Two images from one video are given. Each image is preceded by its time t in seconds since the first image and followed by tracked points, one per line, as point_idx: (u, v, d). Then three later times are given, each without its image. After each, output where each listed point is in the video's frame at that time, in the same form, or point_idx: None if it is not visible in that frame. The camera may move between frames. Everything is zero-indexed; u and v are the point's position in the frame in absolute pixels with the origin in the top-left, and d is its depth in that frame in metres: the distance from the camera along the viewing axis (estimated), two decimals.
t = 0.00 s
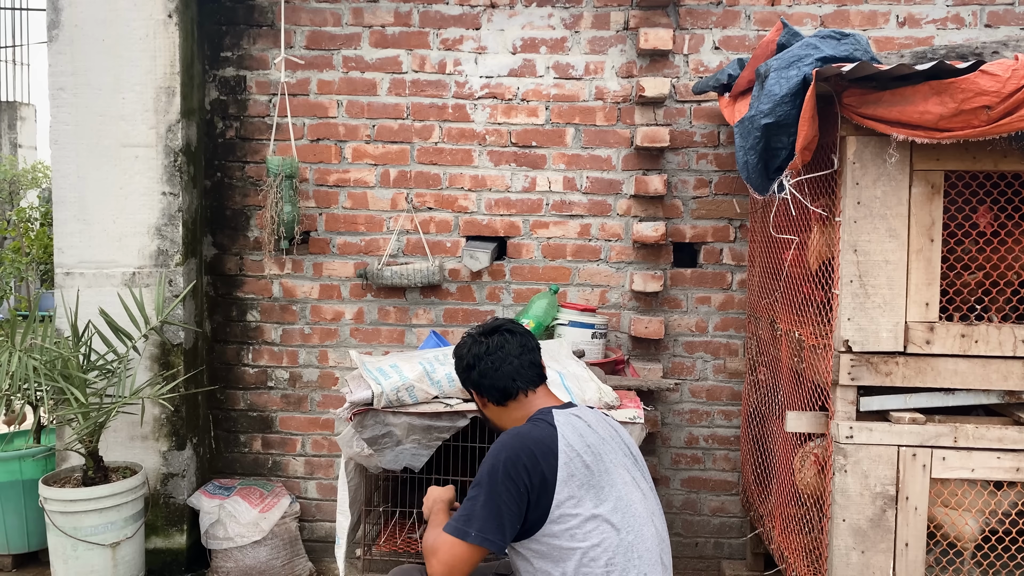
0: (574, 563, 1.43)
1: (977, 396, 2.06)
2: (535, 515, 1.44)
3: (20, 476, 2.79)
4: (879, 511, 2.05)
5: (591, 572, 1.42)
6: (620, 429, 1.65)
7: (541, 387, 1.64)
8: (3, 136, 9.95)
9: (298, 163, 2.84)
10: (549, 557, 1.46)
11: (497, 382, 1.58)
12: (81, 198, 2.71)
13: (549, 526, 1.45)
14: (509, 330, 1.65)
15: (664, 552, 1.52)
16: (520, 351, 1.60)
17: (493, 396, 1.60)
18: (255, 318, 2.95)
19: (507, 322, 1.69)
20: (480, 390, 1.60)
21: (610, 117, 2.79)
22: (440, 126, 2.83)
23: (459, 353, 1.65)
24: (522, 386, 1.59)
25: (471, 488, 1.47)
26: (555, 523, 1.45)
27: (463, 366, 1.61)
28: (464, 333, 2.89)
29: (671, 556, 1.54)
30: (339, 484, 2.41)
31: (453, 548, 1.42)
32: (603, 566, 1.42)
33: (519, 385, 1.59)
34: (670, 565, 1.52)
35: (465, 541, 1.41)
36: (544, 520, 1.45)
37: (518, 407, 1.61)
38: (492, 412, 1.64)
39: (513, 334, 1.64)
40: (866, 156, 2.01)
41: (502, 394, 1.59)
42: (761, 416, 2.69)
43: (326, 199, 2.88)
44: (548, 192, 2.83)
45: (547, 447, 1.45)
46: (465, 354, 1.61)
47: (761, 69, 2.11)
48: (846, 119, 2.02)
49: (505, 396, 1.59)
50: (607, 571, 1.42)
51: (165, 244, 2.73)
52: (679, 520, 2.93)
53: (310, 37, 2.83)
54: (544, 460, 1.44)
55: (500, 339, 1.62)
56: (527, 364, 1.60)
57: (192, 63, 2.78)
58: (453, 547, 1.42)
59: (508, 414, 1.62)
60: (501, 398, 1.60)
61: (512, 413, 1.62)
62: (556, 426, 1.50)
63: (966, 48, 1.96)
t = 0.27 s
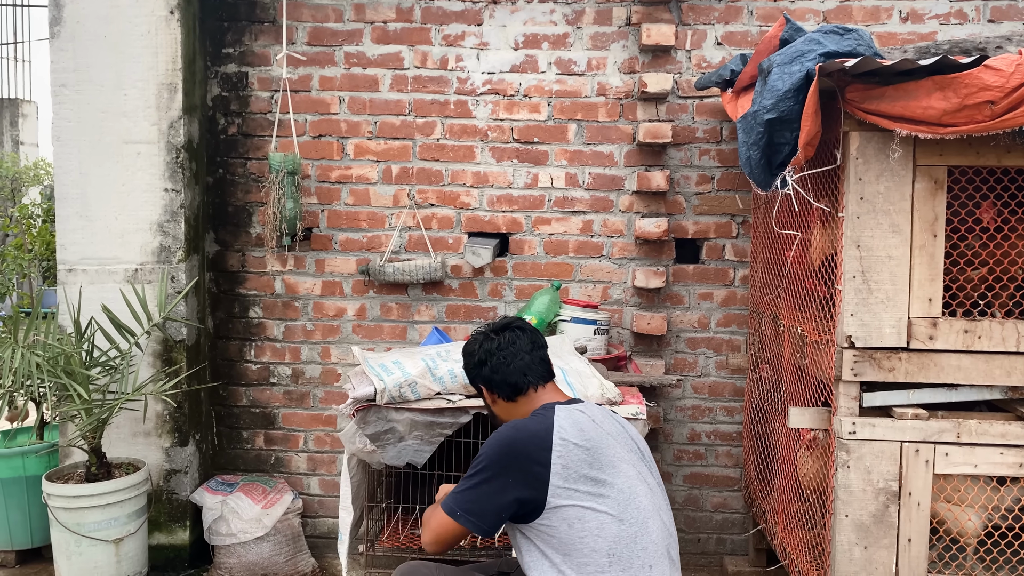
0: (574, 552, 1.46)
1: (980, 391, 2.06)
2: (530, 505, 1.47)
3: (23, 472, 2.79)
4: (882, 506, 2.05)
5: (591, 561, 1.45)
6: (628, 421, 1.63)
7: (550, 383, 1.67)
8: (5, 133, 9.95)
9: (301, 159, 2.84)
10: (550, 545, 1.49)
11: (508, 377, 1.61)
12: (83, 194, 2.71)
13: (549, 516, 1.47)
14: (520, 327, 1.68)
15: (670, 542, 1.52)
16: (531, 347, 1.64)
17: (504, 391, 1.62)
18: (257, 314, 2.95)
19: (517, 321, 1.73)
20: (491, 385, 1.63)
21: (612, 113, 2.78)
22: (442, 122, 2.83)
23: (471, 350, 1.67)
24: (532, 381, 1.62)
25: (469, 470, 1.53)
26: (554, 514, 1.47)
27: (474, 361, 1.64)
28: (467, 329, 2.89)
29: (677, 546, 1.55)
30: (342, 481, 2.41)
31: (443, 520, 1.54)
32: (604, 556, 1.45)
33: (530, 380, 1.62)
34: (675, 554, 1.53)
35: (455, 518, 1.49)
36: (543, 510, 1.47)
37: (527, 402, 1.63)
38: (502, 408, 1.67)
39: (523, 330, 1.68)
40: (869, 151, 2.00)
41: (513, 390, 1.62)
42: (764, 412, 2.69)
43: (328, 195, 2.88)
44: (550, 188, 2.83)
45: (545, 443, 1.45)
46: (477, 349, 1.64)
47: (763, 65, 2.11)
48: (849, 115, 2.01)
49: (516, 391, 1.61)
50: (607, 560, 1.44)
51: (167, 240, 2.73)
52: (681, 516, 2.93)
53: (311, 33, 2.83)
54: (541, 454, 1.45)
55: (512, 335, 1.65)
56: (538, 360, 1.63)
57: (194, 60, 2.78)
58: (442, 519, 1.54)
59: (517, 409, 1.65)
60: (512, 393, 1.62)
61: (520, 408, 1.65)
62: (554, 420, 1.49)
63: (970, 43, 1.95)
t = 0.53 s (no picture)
0: (564, 546, 1.49)
1: (985, 386, 2.05)
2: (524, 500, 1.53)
3: (27, 468, 2.79)
4: (885, 501, 2.05)
5: (580, 555, 1.48)
6: (628, 418, 1.62)
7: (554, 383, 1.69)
8: (7, 130, 9.96)
9: (303, 155, 2.84)
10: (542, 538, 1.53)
11: (512, 376, 1.62)
12: (85, 190, 2.71)
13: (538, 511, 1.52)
14: (523, 328, 1.71)
15: (670, 537, 1.50)
16: (535, 347, 1.66)
17: (507, 391, 1.64)
18: (260, 310, 2.95)
19: (520, 322, 1.75)
20: (495, 386, 1.64)
21: (615, 108, 2.78)
22: (444, 117, 2.82)
23: (474, 350, 1.69)
24: (536, 380, 1.64)
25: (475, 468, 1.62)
26: (542, 510, 1.51)
27: (478, 361, 1.66)
28: (469, 325, 2.89)
29: (680, 541, 1.52)
30: (345, 476, 2.41)
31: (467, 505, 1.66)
32: (592, 550, 1.47)
33: (534, 379, 1.63)
34: (676, 550, 1.51)
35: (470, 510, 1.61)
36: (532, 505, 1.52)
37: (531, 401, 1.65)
38: (506, 408, 1.68)
39: (526, 331, 1.70)
40: (873, 146, 1.99)
41: (516, 389, 1.63)
42: (767, 407, 2.69)
43: (331, 191, 2.87)
44: (553, 183, 2.82)
45: (525, 443, 1.50)
46: (482, 350, 1.66)
47: (767, 59, 2.10)
48: (853, 109, 2.00)
49: (520, 391, 1.63)
50: (596, 554, 1.46)
51: (169, 237, 2.73)
52: (684, 511, 2.93)
53: (313, 28, 2.82)
54: (522, 454, 1.50)
55: (515, 336, 1.67)
56: (541, 360, 1.66)
57: (196, 55, 2.77)
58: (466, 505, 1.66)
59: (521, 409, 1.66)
60: (516, 392, 1.64)
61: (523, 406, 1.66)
62: (538, 420, 1.52)
63: (975, 37, 1.94)
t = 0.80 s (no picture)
0: (561, 540, 1.49)
1: (987, 382, 2.04)
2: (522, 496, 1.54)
3: (29, 466, 2.79)
4: (887, 498, 2.05)
5: (578, 548, 1.47)
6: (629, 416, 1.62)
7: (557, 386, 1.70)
8: (8, 128, 9.97)
9: (303, 152, 2.84)
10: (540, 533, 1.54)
11: (515, 378, 1.64)
12: (86, 188, 2.71)
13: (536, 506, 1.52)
14: (525, 332, 1.72)
15: (670, 532, 1.48)
16: (537, 350, 1.68)
17: (511, 394, 1.65)
18: (261, 308, 2.95)
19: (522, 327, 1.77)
20: (499, 389, 1.66)
21: (616, 104, 2.77)
22: (445, 114, 2.82)
23: (478, 354, 1.71)
24: (538, 382, 1.65)
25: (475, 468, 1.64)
26: (539, 504, 1.52)
27: (481, 365, 1.68)
28: (471, 322, 2.89)
29: (681, 538, 1.51)
30: (346, 474, 2.40)
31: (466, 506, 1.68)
32: (589, 543, 1.46)
33: (536, 382, 1.65)
34: (677, 545, 1.49)
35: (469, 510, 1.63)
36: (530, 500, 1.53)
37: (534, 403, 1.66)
38: (510, 411, 1.70)
39: (529, 335, 1.72)
40: (875, 141, 1.99)
41: (519, 392, 1.64)
42: (769, 403, 2.69)
43: (332, 188, 2.87)
44: (554, 179, 2.82)
45: (522, 439, 1.51)
46: (484, 354, 1.68)
47: (768, 54, 2.09)
48: (855, 104, 1.99)
49: (522, 393, 1.64)
50: (593, 547, 1.46)
51: (170, 234, 2.73)
52: (686, 508, 2.93)
53: (314, 25, 2.82)
54: (520, 450, 1.51)
55: (517, 339, 1.69)
56: (544, 362, 1.67)
57: (196, 53, 2.77)
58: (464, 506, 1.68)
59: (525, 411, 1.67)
60: (519, 395, 1.65)
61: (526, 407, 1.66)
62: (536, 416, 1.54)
63: (977, 32, 1.94)
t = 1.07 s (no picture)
0: (563, 536, 1.48)
1: (989, 378, 2.04)
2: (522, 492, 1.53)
3: (30, 465, 2.79)
4: (889, 495, 2.04)
5: (579, 544, 1.47)
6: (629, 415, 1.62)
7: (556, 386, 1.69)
8: (9, 127, 9.97)
9: (303, 150, 2.83)
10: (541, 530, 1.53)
11: (514, 379, 1.63)
12: (87, 186, 2.71)
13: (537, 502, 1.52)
14: (524, 335, 1.73)
15: (670, 528, 1.48)
16: (536, 352, 1.68)
17: (511, 395, 1.64)
18: (262, 306, 2.95)
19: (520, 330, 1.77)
20: (498, 390, 1.65)
21: (616, 101, 2.77)
22: (445, 111, 2.81)
23: (477, 357, 1.71)
24: (538, 383, 1.65)
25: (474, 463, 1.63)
26: (541, 501, 1.51)
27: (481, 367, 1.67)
28: (472, 319, 2.88)
29: (682, 534, 1.51)
30: (348, 472, 2.40)
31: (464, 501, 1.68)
32: (591, 539, 1.46)
33: (536, 382, 1.64)
34: (678, 542, 1.49)
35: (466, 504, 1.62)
36: (531, 496, 1.52)
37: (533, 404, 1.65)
38: (510, 413, 1.69)
39: (527, 336, 1.72)
40: (877, 138, 1.98)
41: (519, 394, 1.64)
42: (770, 400, 2.68)
43: (332, 186, 2.87)
44: (555, 177, 2.81)
45: (524, 435, 1.51)
46: (483, 356, 1.68)
47: (769, 51, 2.08)
48: (856, 101, 1.99)
49: (522, 394, 1.64)
50: (594, 542, 1.46)
51: (171, 233, 2.72)
52: (688, 505, 2.92)
53: (313, 23, 2.81)
54: (522, 445, 1.51)
55: (516, 341, 1.69)
56: (543, 363, 1.67)
57: (196, 51, 2.77)
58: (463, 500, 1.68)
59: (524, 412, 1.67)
60: (519, 396, 1.64)
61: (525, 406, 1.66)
62: (538, 413, 1.53)
63: (979, 27, 1.93)
